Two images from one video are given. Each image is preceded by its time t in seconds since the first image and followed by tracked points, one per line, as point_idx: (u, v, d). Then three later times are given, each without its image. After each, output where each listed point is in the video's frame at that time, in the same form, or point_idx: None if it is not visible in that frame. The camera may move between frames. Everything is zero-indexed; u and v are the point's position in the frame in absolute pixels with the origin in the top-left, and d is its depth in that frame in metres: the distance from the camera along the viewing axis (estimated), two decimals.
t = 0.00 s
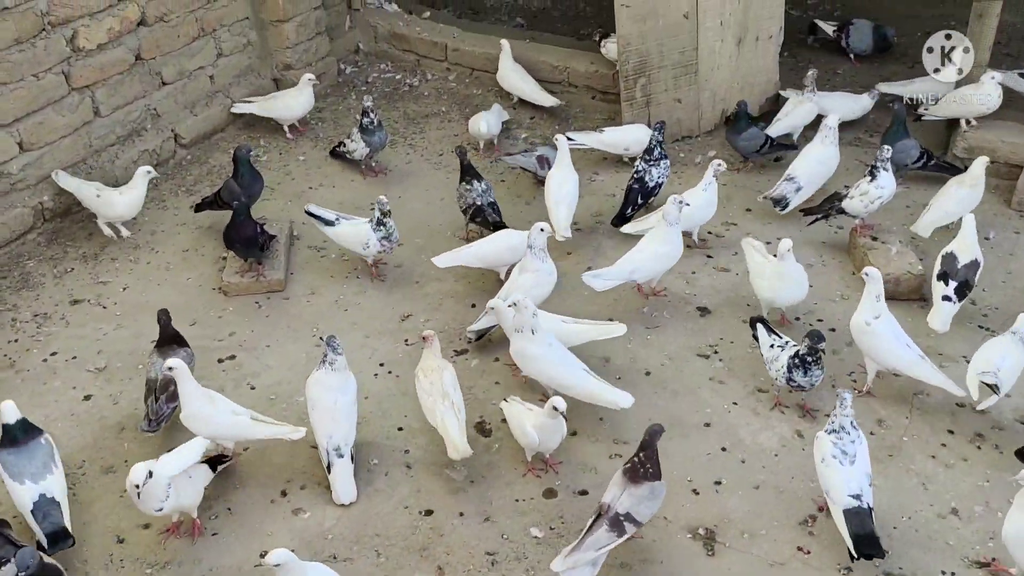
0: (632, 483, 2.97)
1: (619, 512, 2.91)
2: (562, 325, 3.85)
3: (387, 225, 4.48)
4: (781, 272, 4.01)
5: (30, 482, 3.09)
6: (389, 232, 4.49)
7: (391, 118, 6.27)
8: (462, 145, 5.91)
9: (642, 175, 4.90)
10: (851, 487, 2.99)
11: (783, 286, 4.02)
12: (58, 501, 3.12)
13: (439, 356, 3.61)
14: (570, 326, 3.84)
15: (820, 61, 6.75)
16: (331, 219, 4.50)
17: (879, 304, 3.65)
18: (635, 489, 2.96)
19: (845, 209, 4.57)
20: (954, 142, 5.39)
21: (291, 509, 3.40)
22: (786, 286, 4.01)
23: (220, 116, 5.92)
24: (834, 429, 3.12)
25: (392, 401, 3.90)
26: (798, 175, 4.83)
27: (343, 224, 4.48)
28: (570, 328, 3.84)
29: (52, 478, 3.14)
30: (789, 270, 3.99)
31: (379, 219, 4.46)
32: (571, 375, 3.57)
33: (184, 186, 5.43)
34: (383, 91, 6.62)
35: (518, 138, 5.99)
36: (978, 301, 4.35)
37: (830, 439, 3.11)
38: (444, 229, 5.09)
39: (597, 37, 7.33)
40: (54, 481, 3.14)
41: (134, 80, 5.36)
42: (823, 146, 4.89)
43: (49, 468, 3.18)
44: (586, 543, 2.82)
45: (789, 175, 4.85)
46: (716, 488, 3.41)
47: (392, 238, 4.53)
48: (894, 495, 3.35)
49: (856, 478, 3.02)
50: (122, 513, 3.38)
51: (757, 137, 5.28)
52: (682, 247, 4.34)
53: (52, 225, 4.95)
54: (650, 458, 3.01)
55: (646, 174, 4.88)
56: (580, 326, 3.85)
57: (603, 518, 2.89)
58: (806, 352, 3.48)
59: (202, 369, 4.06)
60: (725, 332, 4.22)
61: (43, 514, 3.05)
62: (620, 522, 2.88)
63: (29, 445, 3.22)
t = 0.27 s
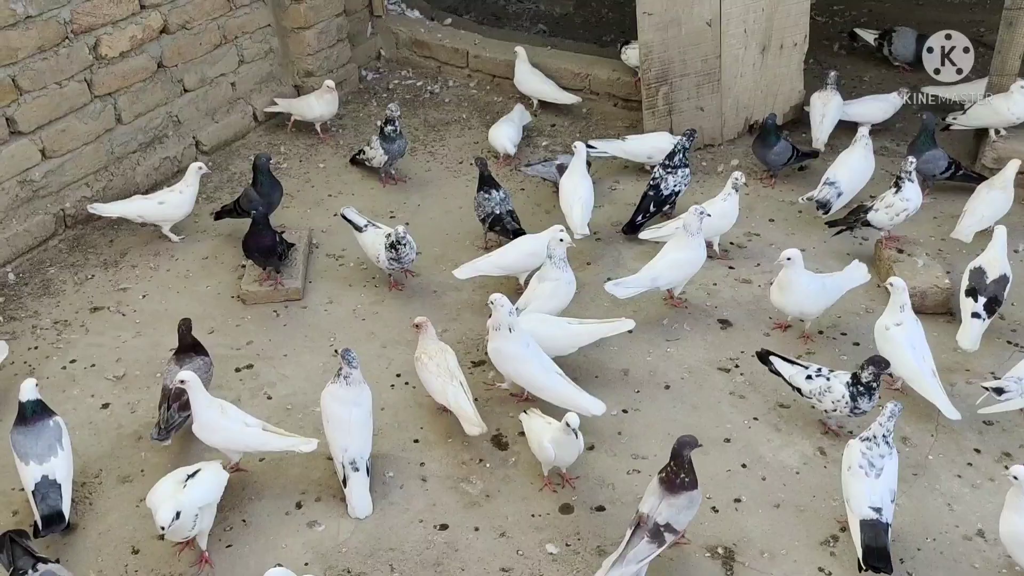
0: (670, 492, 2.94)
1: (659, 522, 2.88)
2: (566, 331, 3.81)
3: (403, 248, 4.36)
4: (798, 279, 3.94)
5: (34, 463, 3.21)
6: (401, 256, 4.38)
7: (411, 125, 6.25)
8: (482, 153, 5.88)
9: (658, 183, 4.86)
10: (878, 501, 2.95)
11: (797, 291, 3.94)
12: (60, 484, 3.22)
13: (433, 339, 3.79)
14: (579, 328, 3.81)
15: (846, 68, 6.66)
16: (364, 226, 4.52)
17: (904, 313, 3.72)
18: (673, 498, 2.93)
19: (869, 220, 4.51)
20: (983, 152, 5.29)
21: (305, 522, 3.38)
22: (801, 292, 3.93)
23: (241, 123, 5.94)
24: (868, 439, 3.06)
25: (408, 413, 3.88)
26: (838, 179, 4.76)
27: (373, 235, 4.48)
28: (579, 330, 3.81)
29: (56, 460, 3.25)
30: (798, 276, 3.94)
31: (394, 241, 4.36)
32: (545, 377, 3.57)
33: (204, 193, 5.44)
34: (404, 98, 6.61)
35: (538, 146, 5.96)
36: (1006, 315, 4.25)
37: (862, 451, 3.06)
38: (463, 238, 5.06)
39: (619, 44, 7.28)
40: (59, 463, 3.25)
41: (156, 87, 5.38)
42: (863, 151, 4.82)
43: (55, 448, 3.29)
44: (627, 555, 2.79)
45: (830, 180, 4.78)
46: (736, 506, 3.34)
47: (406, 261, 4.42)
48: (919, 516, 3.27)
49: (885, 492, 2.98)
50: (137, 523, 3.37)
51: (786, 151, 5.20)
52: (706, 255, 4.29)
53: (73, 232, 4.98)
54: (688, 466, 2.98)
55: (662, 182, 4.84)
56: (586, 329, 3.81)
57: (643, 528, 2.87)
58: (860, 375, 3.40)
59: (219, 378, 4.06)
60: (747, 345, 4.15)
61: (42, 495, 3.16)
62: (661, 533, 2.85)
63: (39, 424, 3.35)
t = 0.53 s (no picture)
0: (690, 491, 2.95)
1: (676, 518, 2.91)
2: (589, 330, 3.81)
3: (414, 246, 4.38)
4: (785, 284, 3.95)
5: (47, 437, 3.37)
6: (411, 253, 4.38)
7: (424, 130, 6.25)
8: (495, 158, 5.87)
9: (670, 187, 4.84)
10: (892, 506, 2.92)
11: (782, 298, 3.96)
12: (64, 464, 3.35)
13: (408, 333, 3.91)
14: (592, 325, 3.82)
15: (861, 71, 6.61)
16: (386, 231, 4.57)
17: (903, 309, 3.71)
18: (693, 495, 2.95)
19: (884, 224, 4.47)
20: (1000, 155, 5.24)
21: (317, 528, 3.37)
22: (784, 297, 3.96)
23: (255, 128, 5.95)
24: (881, 447, 3.04)
25: (419, 419, 3.87)
26: (853, 173, 4.84)
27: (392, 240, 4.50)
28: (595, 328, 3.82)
29: (68, 440, 3.40)
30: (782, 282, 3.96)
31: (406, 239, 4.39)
32: (526, 375, 3.60)
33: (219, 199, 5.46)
34: (417, 103, 6.61)
35: (551, 150, 5.95)
36: None
37: (877, 457, 3.04)
38: (475, 243, 5.06)
39: (632, 48, 7.26)
40: (69, 444, 3.39)
41: (171, 93, 5.41)
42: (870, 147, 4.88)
43: (70, 429, 3.45)
44: (646, 551, 2.81)
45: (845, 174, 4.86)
46: (749, 514, 3.31)
47: (417, 260, 4.40)
48: (935, 524, 3.23)
49: (901, 496, 2.95)
50: (149, 530, 3.38)
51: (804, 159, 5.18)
52: (717, 258, 4.27)
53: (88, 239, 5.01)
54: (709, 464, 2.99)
55: (674, 186, 4.82)
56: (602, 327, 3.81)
57: (662, 524, 2.89)
58: (913, 395, 3.28)
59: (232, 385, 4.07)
60: (761, 351, 4.12)
61: (44, 470, 3.30)
62: (679, 529, 2.88)
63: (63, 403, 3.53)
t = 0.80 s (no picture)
0: (703, 479, 2.98)
1: (693, 508, 2.91)
2: (604, 339, 3.77)
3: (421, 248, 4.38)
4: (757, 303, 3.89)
5: (54, 420, 3.49)
6: (418, 254, 4.38)
7: (432, 133, 6.26)
8: (503, 161, 5.87)
9: (679, 190, 4.82)
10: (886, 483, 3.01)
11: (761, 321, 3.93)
12: (67, 447, 3.44)
13: (388, 329, 3.96)
14: (609, 329, 3.79)
15: (871, 72, 6.59)
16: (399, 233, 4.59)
17: (914, 309, 3.69)
18: (706, 484, 2.97)
19: (894, 226, 4.44)
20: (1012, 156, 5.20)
21: (325, 531, 3.37)
22: (762, 320, 3.91)
23: (263, 132, 5.97)
24: (856, 425, 3.16)
25: (428, 422, 3.87)
26: (875, 174, 4.83)
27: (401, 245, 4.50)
28: (611, 331, 3.79)
29: (74, 423, 3.49)
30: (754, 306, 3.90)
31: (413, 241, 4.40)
32: (499, 360, 3.70)
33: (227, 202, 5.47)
34: (425, 106, 6.62)
35: (559, 153, 5.94)
36: None
37: (856, 437, 3.14)
38: (483, 246, 5.05)
39: (641, 50, 7.25)
40: (73, 428, 3.48)
41: (180, 97, 5.43)
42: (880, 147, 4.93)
43: (77, 413, 3.54)
44: (667, 543, 2.83)
45: (867, 177, 4.83)
46: (759, 518, 3.29)
47: (424, 261, 4.40)
48: (946, 528, 3.20)
49: (888, 470, 3.03)
50: (158, 532, 3.38)
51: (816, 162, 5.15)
52: (723, 257, 4.27)
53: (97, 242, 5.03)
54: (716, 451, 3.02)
55: (682, 189, 4.81)
56: (613, 330, 3.78)
57: (679, 514, 2.91)
58: (981, 402, 3.22)
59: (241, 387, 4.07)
60: (770, 354, 4.10)
61: (46, 453, 3.40)
62: (697, 519, 2.88)
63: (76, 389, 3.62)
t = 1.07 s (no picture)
0: (726, 463, 3.02)
1: (722, 492, 2.98)
2: (608, 341, 3.75)
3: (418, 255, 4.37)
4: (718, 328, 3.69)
5: (82, 398, 3.61)
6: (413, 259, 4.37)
7: (437, 134, 6.26)
8: (508, 162, 5.87)
9: (685, 192, 4.81)
10: (872, 457, 3.15)
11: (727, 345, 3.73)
12: (102, 422, 3.60)
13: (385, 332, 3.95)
14: (612, 330, 3.78)
15: (877, 72, 6.57)
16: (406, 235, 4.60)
17: (921, 299, 3.69)
18: (730, 468, 3.02)
19: (901, 227, 4.44)
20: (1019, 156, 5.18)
21: (330, 532, 3.37)
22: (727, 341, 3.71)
23: (268, 133, 5.98)
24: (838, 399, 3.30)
25: (433, 423, 3.86)
26: (894, 174, 4.84)
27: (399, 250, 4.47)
28: (616, 331, 3.78)
29: (103, 400, 3.64)
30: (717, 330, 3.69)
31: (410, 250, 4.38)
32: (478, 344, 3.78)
33: (233, 204, 5.48)
34: (430, 107, 6.62)
35: (564, 154, 5.94)
36: None
37: (837, 411, 3.29)
38: (488, 247, 5.05)
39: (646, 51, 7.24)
40: (104, 404, 3.63)
41: (185, 99, 5.44)
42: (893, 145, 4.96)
43: (104, 389, 3.69)
44: (704, 531, 2.91)
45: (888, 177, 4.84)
46: (765, 519, 3.28)
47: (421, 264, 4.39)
48: (953, 528, 3.19)
49: (870, 438, 3.20)
50: (164, 533, 3.38)
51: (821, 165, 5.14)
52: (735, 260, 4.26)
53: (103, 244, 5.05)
54: (733, 434, 3.07)
55: (688, 191, 4.79)
56: (615, 328, 3.78)
57: (708, 500, 2.97)
58: None
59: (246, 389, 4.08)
60: (776, 354, 4.08)
61: (82, 430, 3.54)
62: (726, 503, 2.95)
63: (95, 365, 3.76)
